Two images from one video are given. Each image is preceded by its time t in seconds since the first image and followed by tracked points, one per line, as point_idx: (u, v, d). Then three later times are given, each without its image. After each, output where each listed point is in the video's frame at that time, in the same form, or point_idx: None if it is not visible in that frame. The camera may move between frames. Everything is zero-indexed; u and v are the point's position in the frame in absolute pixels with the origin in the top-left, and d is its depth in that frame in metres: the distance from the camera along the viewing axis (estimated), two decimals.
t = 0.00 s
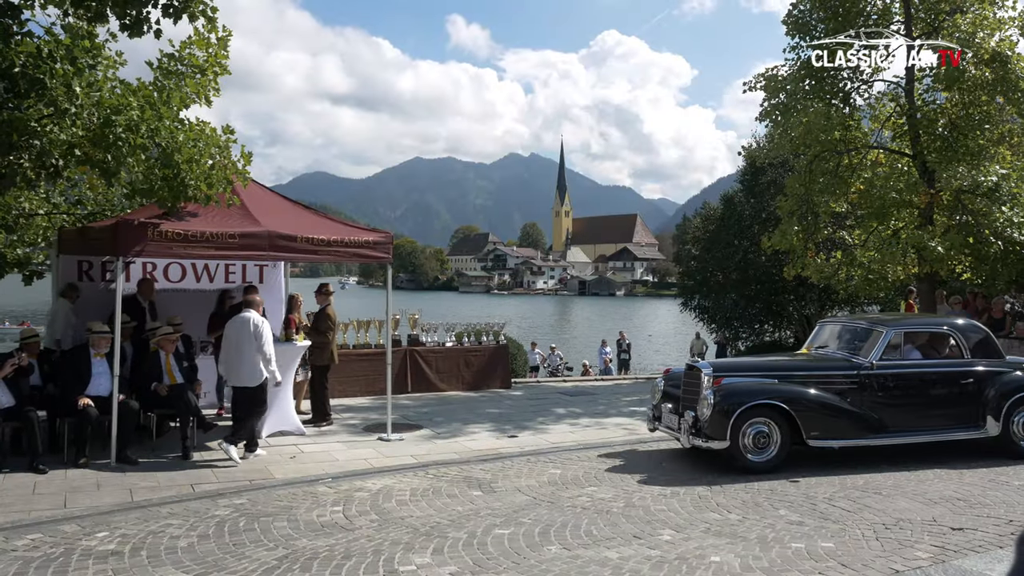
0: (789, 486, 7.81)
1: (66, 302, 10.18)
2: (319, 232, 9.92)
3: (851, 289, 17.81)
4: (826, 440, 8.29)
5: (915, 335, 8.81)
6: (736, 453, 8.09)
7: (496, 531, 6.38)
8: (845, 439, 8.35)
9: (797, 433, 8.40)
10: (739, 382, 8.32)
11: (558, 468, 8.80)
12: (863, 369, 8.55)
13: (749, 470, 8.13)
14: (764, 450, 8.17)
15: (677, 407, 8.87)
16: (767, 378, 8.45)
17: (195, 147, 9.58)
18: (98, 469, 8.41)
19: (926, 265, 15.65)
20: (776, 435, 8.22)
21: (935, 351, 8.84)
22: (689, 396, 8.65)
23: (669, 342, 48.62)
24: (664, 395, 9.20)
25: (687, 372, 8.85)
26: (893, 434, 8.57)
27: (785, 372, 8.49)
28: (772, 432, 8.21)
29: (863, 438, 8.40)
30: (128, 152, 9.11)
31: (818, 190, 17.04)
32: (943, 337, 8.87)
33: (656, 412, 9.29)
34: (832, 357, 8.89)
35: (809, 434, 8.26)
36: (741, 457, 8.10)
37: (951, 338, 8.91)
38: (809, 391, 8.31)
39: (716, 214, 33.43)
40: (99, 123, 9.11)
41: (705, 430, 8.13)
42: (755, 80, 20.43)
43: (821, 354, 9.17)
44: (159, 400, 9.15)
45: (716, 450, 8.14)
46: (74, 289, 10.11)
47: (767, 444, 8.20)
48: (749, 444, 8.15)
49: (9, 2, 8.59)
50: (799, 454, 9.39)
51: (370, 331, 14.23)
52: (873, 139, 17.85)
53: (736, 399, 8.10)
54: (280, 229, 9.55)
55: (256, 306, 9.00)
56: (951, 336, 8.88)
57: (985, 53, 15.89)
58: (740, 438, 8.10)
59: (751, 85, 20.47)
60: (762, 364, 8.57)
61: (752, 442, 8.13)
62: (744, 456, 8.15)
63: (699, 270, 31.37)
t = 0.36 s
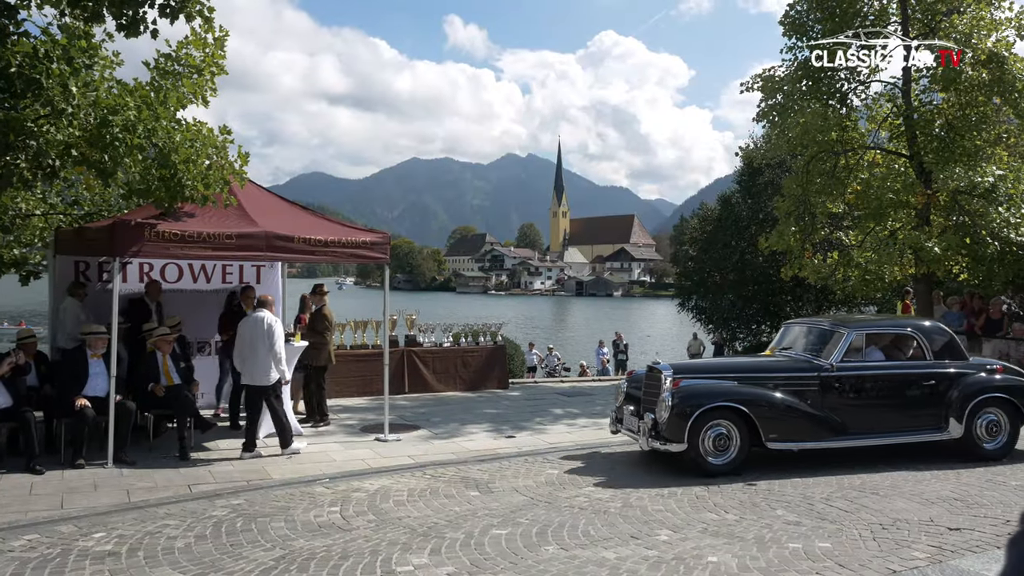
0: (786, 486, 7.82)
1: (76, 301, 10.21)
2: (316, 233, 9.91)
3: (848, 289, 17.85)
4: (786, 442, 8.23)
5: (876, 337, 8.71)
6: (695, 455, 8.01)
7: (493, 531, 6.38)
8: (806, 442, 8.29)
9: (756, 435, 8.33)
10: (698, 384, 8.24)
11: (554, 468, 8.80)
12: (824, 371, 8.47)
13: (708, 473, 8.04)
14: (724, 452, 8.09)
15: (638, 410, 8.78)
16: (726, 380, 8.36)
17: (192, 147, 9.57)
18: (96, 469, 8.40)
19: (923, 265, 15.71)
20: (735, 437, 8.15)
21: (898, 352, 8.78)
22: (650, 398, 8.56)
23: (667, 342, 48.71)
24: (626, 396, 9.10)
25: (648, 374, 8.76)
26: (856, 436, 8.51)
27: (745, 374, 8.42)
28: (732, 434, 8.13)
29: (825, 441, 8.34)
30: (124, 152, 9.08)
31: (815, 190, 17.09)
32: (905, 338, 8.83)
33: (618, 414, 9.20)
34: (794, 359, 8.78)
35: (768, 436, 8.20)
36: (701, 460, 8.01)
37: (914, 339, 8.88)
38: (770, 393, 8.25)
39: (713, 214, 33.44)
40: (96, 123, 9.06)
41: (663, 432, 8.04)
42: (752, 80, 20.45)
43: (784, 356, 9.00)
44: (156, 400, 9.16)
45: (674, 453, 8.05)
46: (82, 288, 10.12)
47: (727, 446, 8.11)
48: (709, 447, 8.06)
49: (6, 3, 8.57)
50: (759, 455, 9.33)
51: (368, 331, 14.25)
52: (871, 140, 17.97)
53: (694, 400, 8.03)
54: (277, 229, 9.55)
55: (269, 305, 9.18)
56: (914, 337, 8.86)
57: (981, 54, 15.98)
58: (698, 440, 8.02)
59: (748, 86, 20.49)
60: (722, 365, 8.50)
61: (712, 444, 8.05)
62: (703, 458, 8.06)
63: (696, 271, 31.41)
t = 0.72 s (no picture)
0: (786, 486, 7.82)
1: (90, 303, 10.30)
2: (314, 233, 9.89)
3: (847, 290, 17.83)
4: (748, 445, 8.12)
5: (840, 338, 8.64)
6: (657, 458, 7.91)
7: (493, 532, 6.38)
8: (769, 444, 8.18)
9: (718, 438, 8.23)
10: (659, 386, 8.13)
11: (553, 468, 8.81)
12: (787, 373, 8.39)
13: (671, 476, 7.95)
14: (686, 455, 8.01)
15: (600, 412, 8.61)
16: (688, 382, 8.26)
17: (191, 149, 9.54)
18: (95, 471, 8.40)
19: (921, 266, 15.71)
20: (698, 439, 8.06)
21: (864, 354, 8.68)
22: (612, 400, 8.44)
23: (666, 342, 48.73)
24: (591, 399, 8.95)
25: (610, 376, 8.64)
26: (821, 439, 8.41)
27: (707, 376, 8.32)
28: (694, 436, 8.05)
29: (789, 443, 8.24)
30: (123, 154, 9.07)
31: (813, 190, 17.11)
32: (870, 339, 8.75)
33: (581, 417, 9.08)
34: (759, 360, 8.71)
35: (730, 438, 8.10)
36: (663, 463, 7.92)
37: (880, 341, 8.78)
38: (733, 395, 8.16)
39: (712, 214, 33.45)
40: (96, 125, 9.06)
41: (624, 435, 7.93)
42: (750, 81, 20.46)
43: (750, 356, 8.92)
44: (155, 402, 9.15)
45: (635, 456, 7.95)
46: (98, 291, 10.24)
47: (689, 448, 8.03)
48: (671, 450, 7.97)
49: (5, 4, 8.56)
50: (723, 458, 9.22)
51: (367, 332, 14.33)
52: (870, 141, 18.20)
53: (656, 403, 7.91)
54: (276, 230, 9.57)
55: (290, 308, 9.55)
56: (879, 339, 8.76)
57: (979, 54, 16.00)
58: (660, 443, 7.92)
59: (746, 86, 20.50)
60: (684, 367, 8.40)
61: (674, 447, 7.97)
62: (667, 461, 7.97)
63: (695, 271, 31.45)
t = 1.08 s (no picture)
0: (786, 487, 7.82)
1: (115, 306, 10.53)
2: (314, 234, 9.90)
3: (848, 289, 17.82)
4: (713, 448, 7.99)
5: (807, 339, 8.59)
6: (621, 462, 7.79)
7: (494, 533, 6.38)
8: (735, 447, 8.06)
9: (683, 441, 8.09)
10: (623, 388, 7.99)
11: (552, 469, 8.81)
12: (753, 374, 8.32)
13: (636, 480, 7.83)
14: (652, 457, 7.89)
15: (565, 415, 8.48)
16: (653, 384, 8.16)
17: (191, 150, 9.53)
18: (96, 472, 8.41)
19: (922, 265, 15.73)
20: (663, 442, 7.96)
21: (831, 355, 8.63)
22: (576, 402, 8.30)
23: (667, 342, 48.78)
24: (555, 402, 8.81)
25: (575, 378, 8.51)
26: (789, 441, 8.30)
27: (670, 378, 8.21)
28: (658, 438, 7.93)
29: (756, 446, 8.12)
30: (124, 155, 9.09)
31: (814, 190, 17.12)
32: (838, 340, 8.70)
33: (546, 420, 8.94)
34: (725, 361, 8.65)
35: (694, 441, 7.98)
36: (627, 467, 7.79)
37: (848, 343, 8.73)
38: (699, 397, 8.04)
39: (712, 215, 33.46)
40: (96, 126, 9.07)
41: (587, 438, 7.79)
42: (750, 80, 20.46)
43: (717, 357, 8.85)
44: (155, 403, 9.14)
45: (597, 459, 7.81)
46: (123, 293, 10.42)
47: (654, 451, 7.91)
48: (637, 453, 7.84)
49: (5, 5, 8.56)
50: (687, 461, 9.08)
51: (368, 333, 14.36)
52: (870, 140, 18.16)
53: (618, 405, 7.76)
54: (277, 230, 9.58)
55: (302, 307, 9.78)
56: (847, 340, 8.71)
57: (980, 53, 15.97)
58: (624, 446, 7.79)
59: (746, 86, 20.51)
60: (648, 370, 8.29)
61: (639, 450, 7.84)
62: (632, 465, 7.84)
63: (695, 271, 31.46)
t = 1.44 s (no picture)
0: (789, 487, 7.82)
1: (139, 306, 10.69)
2: (317, 234, 9.90)
3: (852, 289, 17.79)
4: (682, 451, 7.87)
5: (778, 340, 8.48)
6: (591, 466, 7.62)
7: (497, 532, 6.38)
8: (705, 450, 7.93)
9: (652, 443, 7.95)
10: (591, 390, 7.84)
11: (555, 469, 8.80)
12: (723, 375, 8.20)
13: (607, 484, 7.67)
14: (623, 461, 7.72)
15: (532, 419, 8.33)
16: (621, 386, 8.04)
17: (194, 151, 9.56)
18: (100, 471, 8.42)
19: (925, 265, 15.71)
20: (633, 445, 7.80)
21: (802, 355, 8.54)
22: (544, 405, 8.13)
23: (670, 342, 48.76)
24: (524, 405, 8.63)
25: (543, 380, 8.35)
26: (760, 444, 8.20)
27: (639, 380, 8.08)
28: (628, 442, 7.77)
29: (727, 448, 8.01)
30: (127, 155, 9.09)
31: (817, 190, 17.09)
32: (810, 341, 8.59)
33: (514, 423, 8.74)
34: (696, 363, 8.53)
35: (664, 444, 7.83)
36: (597, 471, 7.62)
37: (820, 343, 8.62)
38: (670, 399, 7.91)
39: (716, 214, 33.41)
40: (99, 126, 9.09)
41: (555, 443, 7.60)
42: (754, 80, 20.41)
43: (688, 360, 8.73)
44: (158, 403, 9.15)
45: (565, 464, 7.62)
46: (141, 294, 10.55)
47: (625, 454, 7.75)
48: (607, 457, 7.67)
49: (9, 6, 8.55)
50: (655, 464, 8.94)
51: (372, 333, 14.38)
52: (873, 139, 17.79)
53: (588, 407, 7.60)
54: (279, 231, 9.58)
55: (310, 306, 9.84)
56: (819, 341, 8.61)
57: (983, 52, 15.92)
58: (595, 450, 7.61)
59: (750, 85, 20.45)
60: (616, 371, 8.16)
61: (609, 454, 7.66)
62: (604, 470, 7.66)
63: (698, 271, 31.44)
